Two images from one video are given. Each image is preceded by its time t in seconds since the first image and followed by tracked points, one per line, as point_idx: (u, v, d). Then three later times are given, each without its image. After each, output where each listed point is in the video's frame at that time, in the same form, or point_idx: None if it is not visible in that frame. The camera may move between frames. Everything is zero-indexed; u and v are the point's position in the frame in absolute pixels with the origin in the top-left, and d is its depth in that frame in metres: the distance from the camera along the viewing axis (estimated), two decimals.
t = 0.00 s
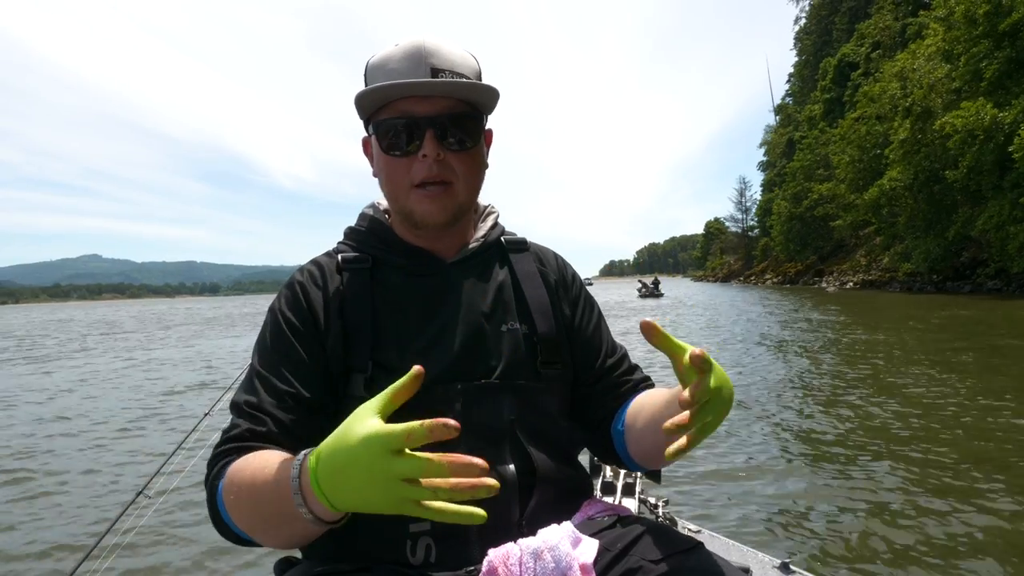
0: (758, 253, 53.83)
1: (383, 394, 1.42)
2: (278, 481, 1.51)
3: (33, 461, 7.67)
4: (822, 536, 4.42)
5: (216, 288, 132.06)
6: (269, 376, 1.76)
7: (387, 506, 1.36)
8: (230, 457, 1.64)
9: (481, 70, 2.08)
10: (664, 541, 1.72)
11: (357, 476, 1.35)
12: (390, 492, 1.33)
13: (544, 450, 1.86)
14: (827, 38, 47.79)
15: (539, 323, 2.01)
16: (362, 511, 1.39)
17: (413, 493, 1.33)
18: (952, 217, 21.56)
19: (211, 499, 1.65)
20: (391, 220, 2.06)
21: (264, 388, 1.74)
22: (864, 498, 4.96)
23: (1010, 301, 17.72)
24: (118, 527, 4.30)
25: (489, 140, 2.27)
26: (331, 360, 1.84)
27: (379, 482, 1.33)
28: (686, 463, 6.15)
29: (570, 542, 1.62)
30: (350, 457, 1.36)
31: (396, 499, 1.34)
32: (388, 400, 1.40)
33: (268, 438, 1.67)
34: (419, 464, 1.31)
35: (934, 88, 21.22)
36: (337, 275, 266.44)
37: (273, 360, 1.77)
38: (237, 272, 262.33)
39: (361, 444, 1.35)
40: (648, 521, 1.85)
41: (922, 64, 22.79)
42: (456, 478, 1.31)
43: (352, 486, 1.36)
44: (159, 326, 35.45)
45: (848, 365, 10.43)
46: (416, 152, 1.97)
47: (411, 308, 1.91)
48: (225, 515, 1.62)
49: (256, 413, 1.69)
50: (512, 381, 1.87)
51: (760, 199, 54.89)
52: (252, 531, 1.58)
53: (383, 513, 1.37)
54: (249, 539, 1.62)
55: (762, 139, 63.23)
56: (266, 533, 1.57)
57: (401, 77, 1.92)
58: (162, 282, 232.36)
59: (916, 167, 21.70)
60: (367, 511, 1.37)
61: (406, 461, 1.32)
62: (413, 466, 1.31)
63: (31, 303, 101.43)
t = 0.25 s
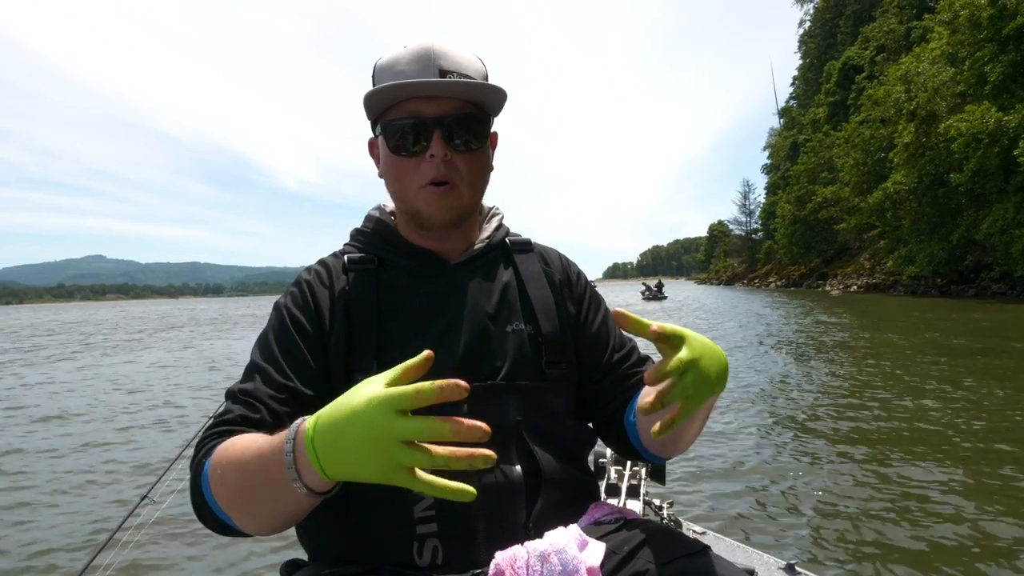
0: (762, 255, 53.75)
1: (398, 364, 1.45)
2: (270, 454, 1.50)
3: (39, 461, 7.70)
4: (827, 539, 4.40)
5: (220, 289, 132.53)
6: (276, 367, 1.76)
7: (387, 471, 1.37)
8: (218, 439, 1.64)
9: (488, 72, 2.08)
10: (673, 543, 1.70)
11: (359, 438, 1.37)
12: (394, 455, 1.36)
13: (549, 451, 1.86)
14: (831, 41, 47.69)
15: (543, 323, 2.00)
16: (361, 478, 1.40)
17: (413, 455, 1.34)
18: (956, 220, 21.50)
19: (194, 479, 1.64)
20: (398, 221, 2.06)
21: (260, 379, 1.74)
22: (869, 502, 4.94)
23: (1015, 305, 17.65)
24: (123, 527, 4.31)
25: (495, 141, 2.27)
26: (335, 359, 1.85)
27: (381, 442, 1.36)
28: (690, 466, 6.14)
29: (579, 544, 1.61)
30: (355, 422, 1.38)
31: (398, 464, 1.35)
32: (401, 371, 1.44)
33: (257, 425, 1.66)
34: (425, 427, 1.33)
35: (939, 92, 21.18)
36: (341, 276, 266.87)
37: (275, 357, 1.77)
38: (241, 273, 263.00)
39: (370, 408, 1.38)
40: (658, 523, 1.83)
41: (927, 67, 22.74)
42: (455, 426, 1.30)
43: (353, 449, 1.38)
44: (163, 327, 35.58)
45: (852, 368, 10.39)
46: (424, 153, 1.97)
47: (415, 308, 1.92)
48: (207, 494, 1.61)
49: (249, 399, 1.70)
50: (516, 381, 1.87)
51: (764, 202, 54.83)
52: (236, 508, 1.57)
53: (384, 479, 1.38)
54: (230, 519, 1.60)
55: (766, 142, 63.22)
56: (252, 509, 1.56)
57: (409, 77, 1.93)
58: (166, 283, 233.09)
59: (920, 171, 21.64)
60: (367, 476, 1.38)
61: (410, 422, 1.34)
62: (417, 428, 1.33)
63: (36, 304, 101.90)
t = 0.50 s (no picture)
0: (762, 259, 53.74)
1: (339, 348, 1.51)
2: (209, 422, 1.56)
3: (40, 463, 7.70)
4: (828, 543, 4.39)
5: (221, 291, 132.65)
6: (257, 347, 1.76)
7: (311, 447, 1.40)
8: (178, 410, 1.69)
9: (490, 77, 2.08)
10: (679, 546, 1.70)
11: (288, 411, 1.40)
12: (318, 431, 1.39)
13: (555, 451, 1.85)
14: (833, 45, 47.76)
15: (547, 323, 2.00)
16: (284, 454, 1.42)
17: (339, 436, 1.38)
18: (956, 224, 21.49)
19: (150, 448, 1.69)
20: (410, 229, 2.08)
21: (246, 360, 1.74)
22: (871, 506, 4.93)
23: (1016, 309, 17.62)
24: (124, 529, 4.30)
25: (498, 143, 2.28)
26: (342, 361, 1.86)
27: (306, 417, 1.39)
28: (691, 469, 6.13)
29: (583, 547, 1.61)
30: (285, 395, 1.41)
31: (322, 439, 1.39)
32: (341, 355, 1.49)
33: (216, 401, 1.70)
34: (349, 406, 1.36)
35: (940, 96, 21.19)
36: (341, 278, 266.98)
37: (274, 353, 1.77)
38: (242, 275, 263.15)
39: (300, 384, 1.41)
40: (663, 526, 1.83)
41: (927, 72, 22.75)
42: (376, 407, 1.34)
43: (279, 428, 1.41)
44: (164, 329, 35.60)
45: (854, 372, 10.38)
46: (437, 163, 1.98)
47: (423, 310, 1.92)
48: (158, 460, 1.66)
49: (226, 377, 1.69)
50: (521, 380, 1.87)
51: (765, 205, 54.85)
52: (179, 475, 1.61)
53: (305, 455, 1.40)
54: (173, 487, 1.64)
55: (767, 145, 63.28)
56: (192, 476, 1.61)
57: (417, 88, 1.92)
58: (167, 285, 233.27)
59: (920, 175, 21.63)
60: (290, 452, 1.41)
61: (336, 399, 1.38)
62: (342, 405, 1.36)
63: (37, 305, 102.01)
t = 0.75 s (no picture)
0: (760, 262, 53.82)
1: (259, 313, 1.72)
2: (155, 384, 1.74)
3: (38, 464, 7.67)
4: (828, 545, 4.38)
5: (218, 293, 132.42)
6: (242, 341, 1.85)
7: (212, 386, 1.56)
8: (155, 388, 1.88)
9: (489, 81, 2.08)
10: (678, 548, 1.70)
11: (198, 352, 1.59)
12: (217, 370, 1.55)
13: (556, 453, 1.83)
14: (830, 49, 47.91)
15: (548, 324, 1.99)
16: (191, 395, 1.58)
17: (235, 375, 1.54)
18: (953, 228, 21.55)
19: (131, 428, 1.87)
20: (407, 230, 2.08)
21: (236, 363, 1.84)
22: (870, 508, 4.92)
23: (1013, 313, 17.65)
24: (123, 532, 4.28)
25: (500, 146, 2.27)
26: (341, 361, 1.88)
27: (210, 356, 1.57)
28: (690, 471, 6.14)
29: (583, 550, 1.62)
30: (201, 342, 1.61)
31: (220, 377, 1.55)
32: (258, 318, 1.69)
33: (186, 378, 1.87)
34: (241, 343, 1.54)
35: (937, 100, 21.26)
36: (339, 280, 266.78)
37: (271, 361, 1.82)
38: (239, 276, 262.78)
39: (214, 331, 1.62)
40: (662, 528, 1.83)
41: (924, 76, 22.83)
42: (265, 346, 1.50)
43: (189, 372, 1.58)
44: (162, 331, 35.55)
45: (852, 375, 10.38)
46: (433, 165, 1.98)
47: (421, 311, 1.92)
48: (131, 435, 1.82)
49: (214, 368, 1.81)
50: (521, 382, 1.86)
51: (762, 209, 54.97)
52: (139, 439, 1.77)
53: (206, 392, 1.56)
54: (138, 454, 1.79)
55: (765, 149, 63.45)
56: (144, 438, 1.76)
57: (412, 90, 1.93)
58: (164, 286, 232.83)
59: (918, 179, 21.68)
60: (196, 392, 1.57)
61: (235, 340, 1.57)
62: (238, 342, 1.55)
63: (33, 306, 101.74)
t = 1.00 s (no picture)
0: (759, 263, 53.85)
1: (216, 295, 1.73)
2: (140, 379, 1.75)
3: (36, 463, 7.64)
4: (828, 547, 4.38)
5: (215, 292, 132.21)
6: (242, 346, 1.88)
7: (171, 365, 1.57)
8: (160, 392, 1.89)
9: (482, 78, 2.08)
10: (680, 548, 1.71)
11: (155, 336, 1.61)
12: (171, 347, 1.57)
13: (559, 454, 1.82)
14: (829, 50, 47.94)
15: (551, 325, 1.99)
16: (157, 378, 1.60)
17: (187, 349, 1.55)
18: (952, 229, 21.57)
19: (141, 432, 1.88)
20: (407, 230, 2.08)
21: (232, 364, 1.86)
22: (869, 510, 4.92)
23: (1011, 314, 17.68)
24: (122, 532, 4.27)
25: (496, 144, 2.27)
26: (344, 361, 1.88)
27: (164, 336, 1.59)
28: (689, 472, 6.14)
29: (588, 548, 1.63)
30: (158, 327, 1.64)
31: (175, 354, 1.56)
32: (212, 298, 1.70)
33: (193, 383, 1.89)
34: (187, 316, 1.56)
35: (936, 101, 21.28)
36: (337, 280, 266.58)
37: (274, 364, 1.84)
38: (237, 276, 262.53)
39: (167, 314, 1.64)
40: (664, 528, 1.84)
41: (923, 77, 22.87)
42: (201, 312, 1.55)
43: (151, 355, 1.60)
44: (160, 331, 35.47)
45: (851, 376, 10.38)
46: (429, 165, 1.98)
47: (424, 311, 1.92)
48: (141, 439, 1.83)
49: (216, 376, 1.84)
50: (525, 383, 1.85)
51: (761, 210, 55.02)
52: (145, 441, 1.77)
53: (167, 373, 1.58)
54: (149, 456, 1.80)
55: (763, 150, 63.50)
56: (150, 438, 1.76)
57: (406, 90, 1.93)
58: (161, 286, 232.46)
59: (916, 181, 21.68)
60: (158, 374, 1.59)
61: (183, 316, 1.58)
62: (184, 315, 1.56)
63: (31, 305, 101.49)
